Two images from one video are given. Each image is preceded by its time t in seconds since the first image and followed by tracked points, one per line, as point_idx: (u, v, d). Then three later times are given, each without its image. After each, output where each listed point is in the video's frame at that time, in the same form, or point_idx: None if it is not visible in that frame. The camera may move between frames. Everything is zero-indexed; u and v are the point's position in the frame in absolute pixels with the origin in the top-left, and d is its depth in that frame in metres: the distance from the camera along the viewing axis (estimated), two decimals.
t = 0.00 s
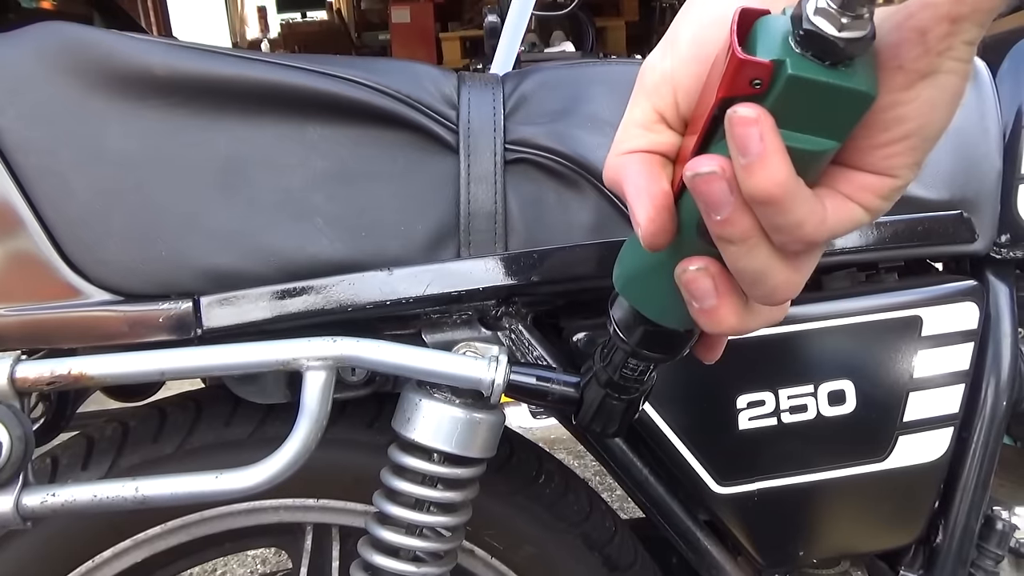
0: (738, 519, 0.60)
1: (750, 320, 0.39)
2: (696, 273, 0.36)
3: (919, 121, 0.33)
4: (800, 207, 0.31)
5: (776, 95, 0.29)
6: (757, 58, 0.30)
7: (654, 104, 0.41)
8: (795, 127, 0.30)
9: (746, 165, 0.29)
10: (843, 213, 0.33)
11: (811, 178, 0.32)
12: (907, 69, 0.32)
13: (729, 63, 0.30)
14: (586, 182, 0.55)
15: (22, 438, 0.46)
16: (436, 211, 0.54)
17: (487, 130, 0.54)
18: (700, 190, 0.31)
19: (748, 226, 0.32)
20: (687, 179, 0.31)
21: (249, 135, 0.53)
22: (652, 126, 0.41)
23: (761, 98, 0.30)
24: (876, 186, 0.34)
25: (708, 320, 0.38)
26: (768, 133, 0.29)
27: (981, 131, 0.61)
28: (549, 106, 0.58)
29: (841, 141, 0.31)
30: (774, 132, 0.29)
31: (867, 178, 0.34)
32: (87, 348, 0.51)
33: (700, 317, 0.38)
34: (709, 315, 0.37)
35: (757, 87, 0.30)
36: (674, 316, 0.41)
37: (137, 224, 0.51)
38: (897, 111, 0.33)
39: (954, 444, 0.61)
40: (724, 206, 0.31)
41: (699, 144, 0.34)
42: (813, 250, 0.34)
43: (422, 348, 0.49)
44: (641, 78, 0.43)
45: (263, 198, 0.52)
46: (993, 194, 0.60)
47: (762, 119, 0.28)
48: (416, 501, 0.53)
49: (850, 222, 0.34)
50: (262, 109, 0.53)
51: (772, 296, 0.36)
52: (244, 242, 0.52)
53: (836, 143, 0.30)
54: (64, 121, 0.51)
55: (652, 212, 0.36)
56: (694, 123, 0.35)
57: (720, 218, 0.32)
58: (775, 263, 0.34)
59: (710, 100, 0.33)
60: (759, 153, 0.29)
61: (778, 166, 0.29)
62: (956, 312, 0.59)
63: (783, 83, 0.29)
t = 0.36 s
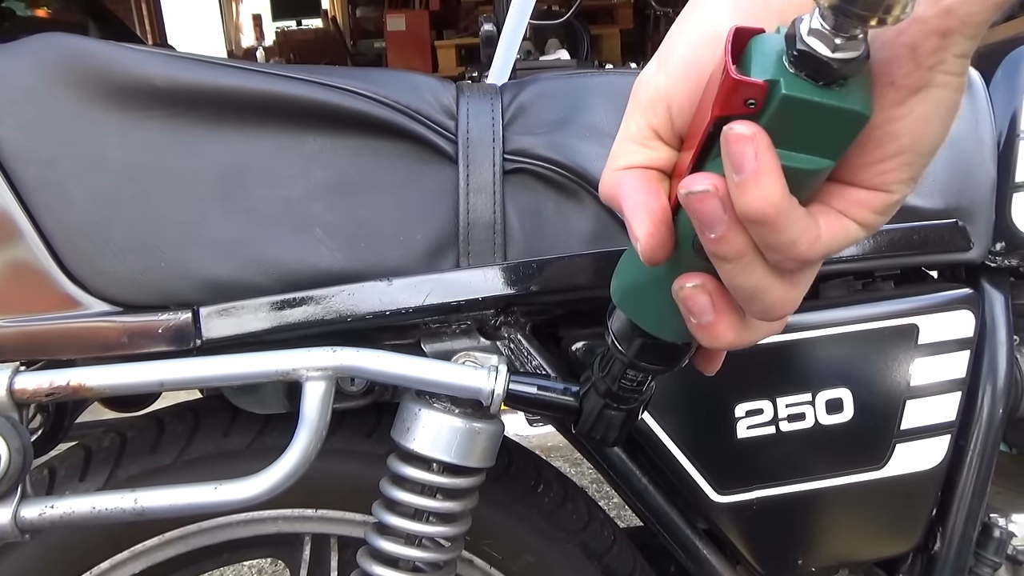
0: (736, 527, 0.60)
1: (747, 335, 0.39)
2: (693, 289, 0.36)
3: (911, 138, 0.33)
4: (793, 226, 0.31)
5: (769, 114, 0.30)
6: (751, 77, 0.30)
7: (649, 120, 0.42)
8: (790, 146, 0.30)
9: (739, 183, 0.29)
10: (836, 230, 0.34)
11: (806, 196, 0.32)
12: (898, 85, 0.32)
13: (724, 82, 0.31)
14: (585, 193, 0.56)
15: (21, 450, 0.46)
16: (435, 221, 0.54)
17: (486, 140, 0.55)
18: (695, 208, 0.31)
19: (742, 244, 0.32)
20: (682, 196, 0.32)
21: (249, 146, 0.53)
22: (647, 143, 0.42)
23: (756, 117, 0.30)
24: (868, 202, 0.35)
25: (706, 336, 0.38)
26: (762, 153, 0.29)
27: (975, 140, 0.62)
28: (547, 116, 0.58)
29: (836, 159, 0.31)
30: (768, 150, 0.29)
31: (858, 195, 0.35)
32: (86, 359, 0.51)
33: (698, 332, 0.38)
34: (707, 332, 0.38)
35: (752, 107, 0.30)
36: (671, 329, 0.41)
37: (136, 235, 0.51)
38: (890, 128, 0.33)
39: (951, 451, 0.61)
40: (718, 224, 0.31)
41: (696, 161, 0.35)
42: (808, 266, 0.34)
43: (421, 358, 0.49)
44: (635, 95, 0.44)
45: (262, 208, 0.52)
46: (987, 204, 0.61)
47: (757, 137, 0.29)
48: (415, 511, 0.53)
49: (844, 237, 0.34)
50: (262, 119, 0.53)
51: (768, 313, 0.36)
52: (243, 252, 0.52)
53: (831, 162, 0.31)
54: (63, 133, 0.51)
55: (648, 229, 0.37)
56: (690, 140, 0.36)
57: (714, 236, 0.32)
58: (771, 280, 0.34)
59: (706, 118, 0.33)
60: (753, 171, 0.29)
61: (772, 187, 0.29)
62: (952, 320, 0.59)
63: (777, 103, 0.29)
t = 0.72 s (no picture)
0: (733, 532, 0.60)
1: (746, 332, 0.39)
2: (692, 288, 0.36)
3: (906, 135, 0.33)
4: (792, 223, 0.31)
5: (770, 112, 0.30)
6: (752, 76, 0.30)
7: (648, 120, 0.42)
8: (789, 143, 0.30)
9: (740, 180, 0.29)
10: (834, 227, 0.34)
11: (805, 193, 0.32)
12: (892, 83, 0.32)
13: (724, 81, 0.31)
14: (581, 198, 0.56)
15: (14, 457, 0.45)
16: (431, 227, 0.54)
17: (482, 145, 0.55)
18: (695, 206, 0.31)
19: (742, 241, 0.32)
20: (682, 194, 0.32)
21: (244, 152, 0.53)
22: (646, 142, 0.42)
23: (756, 115, 0.30)
24: (866, 199, 0.34)
25: (706, 334, 0.38)
26: (763, 150, 0.29)
27: (969, 146, 0.62)
28: (543, 121, 0.58)
29: (834, 156, 0.31)
30: (769, 147, 0.29)
31: (856, 192, 0.35)
32: (80, 365, 0.51)
33: (698, 331, 0.38)
34: (708, 330, 0.38)
35: (752, 105, 0.30)
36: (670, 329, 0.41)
37: (131, 240, 0.51)
38: (885, 125, 0.33)
39: (948, 455, 0.61)
40: (718, 222, 0.31)
41: (695, 160, 0.35)
42: (807, 262, 0.34)
43: (417, 363, 0.49)
44: (634, 95, 0.43)
45: (258, 214, 0.52)
46: (982, 209, 0.61)
47: (757, 134, 0.29)
48: (411, 517, 0.53)
49: (842, 234, 0.34)
50: (257, 125, 0.53)
51: (767, 310, 0.36)
52: (239, 257, 0.52)
53: (830, 159, 0.31)
54: (58, 139, 0.51)
55: (648, 228, 0.36)
56: (690, 139, 0.36)
57: (714, 233, 0.32)
58: (770, 277, 0.34)
59: (705, 116, 0.33)
60: (753, 168, 0.29)
61: (772, 184, 0.29)
62: (947, 324, 0.59)
63: (777, 101, 0.29)
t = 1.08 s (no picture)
0: (725, 531, 0.60)
1: (735, 325, 0.39)
2: (680, 280, 0.36)
3: (890, 123, 0.33)
4: (775, 212, 0.31)
5: (755, 99, 0.30)
6: (738, 63, 0.30)
7: (635, 111, 0.41)
8: (774, 131, 0.30)
9: (723, 167, 0.29)
10: (820, 216, 0.33)
11: (789, 182, 0.32)
12: (876, 71, 0.32)
13: (709, 69, 0.31)
14: (572, 196, 0.56)
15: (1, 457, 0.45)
16: (422, 225, 0.54)
17: (473, 144, 0.55)
18: (680, 195, 0.31)
19: (728, 231, 0.32)
20: (667, 184, 0.31)
21: (235, 150, 0.53)
22: (634, 133, 0.41)
23: (742, 103, 0.30)
24: (852, 188, 0.34)
25: (695, 327, 0.38)
26: (746, 137, 0.29)
27: (960, 145, 0.62)
28: (534, 120, 0.58)
29: (820, 145, 0.31)
30: (751, 133, 0.29)
31: (844, 181, 0.34)
32: (69, 365, 0.50)
33: (687, 323, 0.38)
34: (695, 322, 0.38)
35: (738, 92, 0.30)
36: (660, 323, 0.41)
37: (120, 240, 0.51)
38: (870, 113, 0.33)
39: (940, 454, 0.61)
40: (704, 211, 0.31)
41: (682, 150, 0.35)
42: (793, 253, 0.34)
43: (408, 362, 0.49)
44: (621, 85, 0.43)
45: (248, 213, 0.52)
46: (973, 208, 0.61)
47: (740, 121, 0.29)
48: (402, 517, 0.52)
49: (828, 224, 0.34)
50: (248, 123, 0.53)
51: (754, 301, 0.36)
52: (229, 257, 0.52)
53: (815, 147, 0.31)
54: (47, 137, 0.51)
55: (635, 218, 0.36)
56: (676, 131, 0.35)
57: (699, 223, 0.32)
58: (756, 267, 0.34)
59: (692, 106, 0.33)
60: (737, 155, 0.29)
61: (755, 171, 0.29)
62: (939, 323, 0.59)
63: (763, 87, 0.29)
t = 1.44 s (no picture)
0: (720, 527, 0.60)
1: (727, 308, 0.39)
2: (671, 262, 0.36)
3: (877, 103, 0.32)
4: (763, 187, 0.31)
5: (744, 72, 0.30)
6: (726, 36, 0.30)
7: (628, 94, 0.41)
8: (762, 105, 0.30)
9: (712, 140, 0.30)
10: (808, 195, 0.33)
11: (778, 160, 0.32)
12: (861, 49, 0.32)
13: (699, 42, 0.31)
14: (567, 193, 0.55)
15: None
16: (416, 222, 0.54)
17: (467, 141, 0.55)
18: (670, 170, 0.31)
19: (717, 207, 0.32)
20: (657, 159, 0.32)
21: (227, 147, 0.53)
22: (627, 116, 0.41)
23: (730, 76, 0.31)
24: (841, 167, 0.34)
25: (687, 310, 0.38)
26: (733, 110, 0.29)
27: (952, 142, 0.62)
28: (527, 117, 0.58)
29: (809, 121, 0.31)
30: (740, 107, 0.29)
31: (832, 160, 0.34)
32: (61, 363, 0.50)
33: (679, 306, 0.38)
34: (688, 305, 0.38)
35: (726, 66, 0.31)
36: (655, 312, 0.41)
37: (112, 237, 0.51)
38: (857, 93, 0.32)
39: (933, 450, 0.62)
40: (694, 186, 0.31)
41: (673, 130, 0.35)
42: (783, 232, 0.34)
43: (402, 360, 0.49)
44: (614, 69, 0.43)
45: (241, 210, 0.52)
46: (966, 204, 0.62)
47: (729, 95, 0.29)
48: (397, 514, 0.52)
49: (815, 204, 0.34)
50: (240, 120, 0.53)
51: (745, 282, 0.36)
52: (221, 254, 0.51)
53: (804, 123, 0.31)
54: (38, 134, 0.50)
55: (626, 198, 0.37)
56: (667, 112, 0.36)
57: (689, 199, 0.32)
58: (746, 246, 0.34)
59: (682, 83, 0.33)
60: (725, 128, 0.29)
61: (742, 144, 0.29)
62: (933, 319, 0.60)
63: (750, 60, 0.30)
